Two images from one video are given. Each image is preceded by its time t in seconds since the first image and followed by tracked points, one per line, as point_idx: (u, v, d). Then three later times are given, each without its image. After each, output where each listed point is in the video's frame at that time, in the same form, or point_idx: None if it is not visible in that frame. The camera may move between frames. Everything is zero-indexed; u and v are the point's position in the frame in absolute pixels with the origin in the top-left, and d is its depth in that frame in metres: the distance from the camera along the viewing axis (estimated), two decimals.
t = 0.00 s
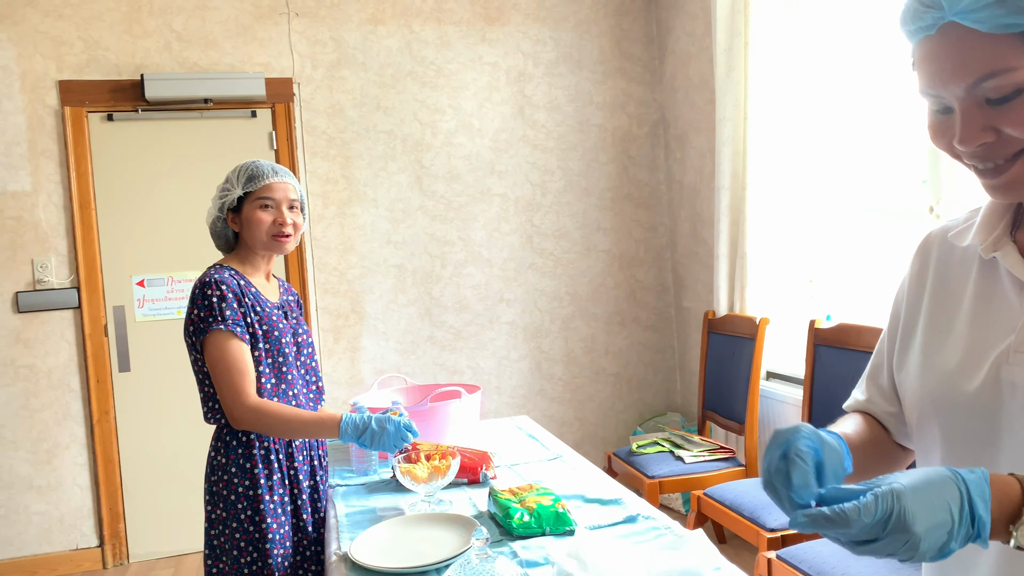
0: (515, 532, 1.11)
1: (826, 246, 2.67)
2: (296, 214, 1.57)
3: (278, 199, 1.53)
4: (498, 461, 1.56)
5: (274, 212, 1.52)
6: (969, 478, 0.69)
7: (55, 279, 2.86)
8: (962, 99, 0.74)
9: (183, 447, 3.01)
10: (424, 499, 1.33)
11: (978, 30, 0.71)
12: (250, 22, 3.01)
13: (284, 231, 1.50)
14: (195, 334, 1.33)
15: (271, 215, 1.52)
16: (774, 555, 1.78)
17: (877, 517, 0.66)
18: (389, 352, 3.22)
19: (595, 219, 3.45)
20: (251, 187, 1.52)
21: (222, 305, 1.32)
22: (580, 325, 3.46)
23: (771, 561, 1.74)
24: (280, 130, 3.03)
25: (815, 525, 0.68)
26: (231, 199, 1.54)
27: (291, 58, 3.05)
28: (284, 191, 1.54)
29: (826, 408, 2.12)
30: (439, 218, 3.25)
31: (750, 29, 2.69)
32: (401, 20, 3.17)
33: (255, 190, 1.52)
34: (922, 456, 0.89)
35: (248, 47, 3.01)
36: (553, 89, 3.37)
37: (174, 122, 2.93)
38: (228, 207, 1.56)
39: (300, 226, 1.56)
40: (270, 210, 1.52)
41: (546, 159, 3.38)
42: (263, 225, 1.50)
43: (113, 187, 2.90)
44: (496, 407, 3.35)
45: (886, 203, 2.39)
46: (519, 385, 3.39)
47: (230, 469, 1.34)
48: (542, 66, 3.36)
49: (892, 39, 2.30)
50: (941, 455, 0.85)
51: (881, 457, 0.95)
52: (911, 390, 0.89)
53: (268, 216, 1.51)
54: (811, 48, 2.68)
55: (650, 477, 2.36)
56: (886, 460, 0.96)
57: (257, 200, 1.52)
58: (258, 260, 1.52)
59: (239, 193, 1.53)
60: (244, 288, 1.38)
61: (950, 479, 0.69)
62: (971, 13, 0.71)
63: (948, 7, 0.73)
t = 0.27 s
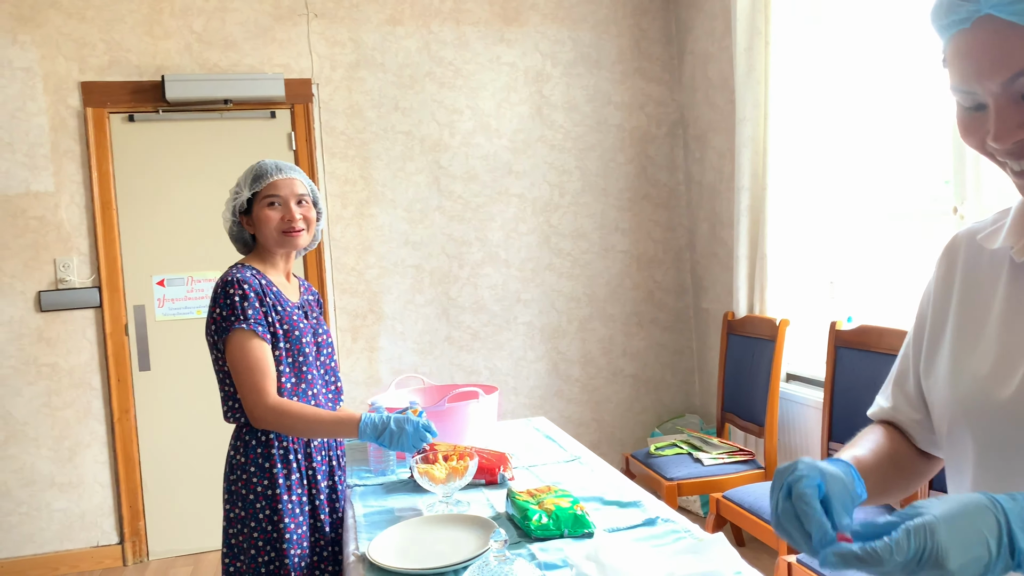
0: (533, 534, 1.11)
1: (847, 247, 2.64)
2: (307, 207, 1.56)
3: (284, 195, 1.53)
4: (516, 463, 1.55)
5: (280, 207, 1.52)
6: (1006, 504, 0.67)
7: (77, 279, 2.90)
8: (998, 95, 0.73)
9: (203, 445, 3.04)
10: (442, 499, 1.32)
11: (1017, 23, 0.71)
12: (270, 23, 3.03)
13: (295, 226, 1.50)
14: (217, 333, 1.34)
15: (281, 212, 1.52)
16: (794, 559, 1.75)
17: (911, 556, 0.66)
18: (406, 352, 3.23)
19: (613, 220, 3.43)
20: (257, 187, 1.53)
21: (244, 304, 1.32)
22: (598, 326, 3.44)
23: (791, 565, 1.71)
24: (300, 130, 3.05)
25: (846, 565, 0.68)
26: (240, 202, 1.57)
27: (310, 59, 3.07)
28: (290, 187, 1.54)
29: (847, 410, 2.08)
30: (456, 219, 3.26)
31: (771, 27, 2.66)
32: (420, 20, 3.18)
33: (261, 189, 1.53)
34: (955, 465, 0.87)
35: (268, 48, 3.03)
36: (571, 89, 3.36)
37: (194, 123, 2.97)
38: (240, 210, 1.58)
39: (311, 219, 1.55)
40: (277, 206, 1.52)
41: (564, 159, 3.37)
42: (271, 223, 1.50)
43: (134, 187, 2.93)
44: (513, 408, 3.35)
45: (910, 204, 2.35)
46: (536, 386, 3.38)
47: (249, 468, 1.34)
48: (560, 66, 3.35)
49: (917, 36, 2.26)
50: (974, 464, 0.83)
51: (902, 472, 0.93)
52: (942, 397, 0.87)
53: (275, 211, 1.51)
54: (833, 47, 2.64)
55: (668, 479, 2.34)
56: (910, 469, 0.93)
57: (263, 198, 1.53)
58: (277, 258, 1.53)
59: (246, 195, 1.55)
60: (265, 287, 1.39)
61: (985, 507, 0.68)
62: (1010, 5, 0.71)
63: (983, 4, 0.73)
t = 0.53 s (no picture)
0: (550, 534, 1.10)
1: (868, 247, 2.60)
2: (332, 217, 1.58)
3: (317, 202, 1.53)
4: (532, 463, 1.54)
5: (311, 214, 1.53)
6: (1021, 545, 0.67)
7: (97, 277, 2.95)
8: None
9: (220, 443, 3.06)
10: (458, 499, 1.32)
11: None
12: (289, 23, 3.05)
13: (322, 235, 1.52)
14: (231, 335, 1.35)
15: (311, 218, 1.53)
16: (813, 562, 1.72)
17: None
18: (422, 351, 3.23)
19: (630, 219, 3.41)
20: (291, 190, 1.52)
21: (257, 305, 1.33)
22: (614, 326, 3.42)
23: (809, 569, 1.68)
24: (317, 130, 3.07)
25: None
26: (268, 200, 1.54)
27: (328, 58, 3.08)
28: (323, 195, 1.54)
29: (867, 412, 2.05)
30: (473, 218, 3.26)
31: (791, 24, 2.62)
32: (437, 20, 3.18)
33: (294, 193, 1.52)
34: (982, 474, 0.84)
35: (286, 48, 3.05)
36: (588, 88, 3.35)
37: (213, 122, 2.99)
38: (266, 208, 1.56)
39: (337, 228, 1.57)
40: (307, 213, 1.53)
41: (581, 158, 3.35)
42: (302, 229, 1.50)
43: (154, 187, 2.97)
44: (529, 408, 3.34)
45: (933, 204, 2.31)
46: (552, 386, 3.37)
47: (268, 467, 1.35)
48: (578, 65, 3.33)
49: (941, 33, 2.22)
50: (1000, 473, 0.80)
51: (918, 486, 0.91)
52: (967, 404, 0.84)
53: (306, 219, 1.52)
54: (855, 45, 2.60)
55: (685, 480, 2.32)
56: (928, 478, 0.91)
57: (295, 203, 1.52)
58: (292, 260, 1.54)
59: (277, 196, 1.53)
60: (278, 288, 1.40)
61: (1011, 555, 0.67)
62: None
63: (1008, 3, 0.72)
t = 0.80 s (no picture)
0: (564, 533, 1.09)
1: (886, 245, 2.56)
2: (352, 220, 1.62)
3: (350, 209, 1.56)
4: (545, 461, 1.54)
5: (345, 220, 1.56)
6: None
7: (113, 273, 2.98)
8: None
9: (235, 438, 3.09)
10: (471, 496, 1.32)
11: None
12: (304, 20, 3.06)
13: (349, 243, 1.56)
14: (246, 332, 1.35)
15: (343, 223, 1.56)
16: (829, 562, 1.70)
17: None
18: (436, 348, 3.24)
19: (644, 217, 3.39)
20: (330, 196, 1.52)
21: (273, 301, 1.33)
22: (629, 324, 3.40)
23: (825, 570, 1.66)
24: (332, 126, 3.08)
25: None
26: (303, 203, 1.51)
27: (343, 55, 3.09)
28: (355, 203, 1.58)
29: (884, 412, 2.02)
30: (487, 215, 3.25)
31: (808, 19, 2.59)
32: (452, 16, 3.18)
33: (332, 199, 1.53)
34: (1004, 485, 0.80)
35: (301, 45, 3.06)
36: (603, 84, 3.33)
37: (228, 119, 3.01)
38: (297, 208, 1.52)
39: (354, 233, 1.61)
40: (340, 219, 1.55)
41: (595, 155, 3.34)
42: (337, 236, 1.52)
43: (170, 183, 2.99)
44: (542, 405, 3.34)
45: (953, 201, 2.27)
46: (566, 384, 3.37)
47: (283, 464, 1.35)
48: (593, 62, 3.32)
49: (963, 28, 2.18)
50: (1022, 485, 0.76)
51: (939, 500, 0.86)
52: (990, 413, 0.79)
53: (342, 225, 1.55)
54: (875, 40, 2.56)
55: (699, 479, 2.30)
56: (945, 487, 0.86)
57: (331, 208, 1.53)
58: (308, 259, 1.53)
59: (313, 199, 1.52)
60: (293, 284, 1.40)
61: None
62: None
63: None
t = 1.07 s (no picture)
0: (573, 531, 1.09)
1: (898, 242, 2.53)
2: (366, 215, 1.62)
3: (367, 206, 1.56)
4: (554, 459, 1.53)
5: (360, 217, 1.56)
6: None
7: (123, 270, 3.00)
8: None
9: (244, 434, 3.11)
10: (480, 494, 1.32)
11: None
12: (313, 16, 3.06)
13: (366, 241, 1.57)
14: (262, 328, 1.35)
15: (359, 220, 1.56)
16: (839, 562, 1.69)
17: None
18: (444, 345, 3.24)
19: (653, 214, 3.38)
20: (347, 192, 1.53)
21: (290, 297, 1.34)
22: (637, 321, 3.39)
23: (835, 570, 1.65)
24: (341, 123, 3.08)
25: None
26: (321, 199, 1.51)
27: (352, 52, 3.09)
28: (372, 199, 1.58)
29: (895, 411, 2.00)
30: (495, 212, 3.25)
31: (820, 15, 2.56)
32: (461, 13, 3.17)
33: (349, 195, 1.53)
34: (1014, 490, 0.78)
35: (310, 42, 3.07)
36: (612, 80, 3.31)
37: (238, 116, 3.02)
38: (315, 205, 1.52)
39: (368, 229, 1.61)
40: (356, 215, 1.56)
41: (604, 152, 3.32)
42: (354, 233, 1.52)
43: (180, 180, 3.01)
44: (550, 403, 3.33)
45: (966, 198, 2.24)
46: (574, 381, 3.36)
47: (294, 460, 1.36)
48: (602, 58, 3.30)
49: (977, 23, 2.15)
50: None
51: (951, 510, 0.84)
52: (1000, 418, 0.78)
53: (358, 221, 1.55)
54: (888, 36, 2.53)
55: (708, 477, 2.29)
56: (956, 491, 0.85)
57: (349, 204, 1.53)
58: (322, 256, 1.54)
59: (332, 195, 1.52)
60: (310, 281, 1.41)
61: None
62: None
63: None
